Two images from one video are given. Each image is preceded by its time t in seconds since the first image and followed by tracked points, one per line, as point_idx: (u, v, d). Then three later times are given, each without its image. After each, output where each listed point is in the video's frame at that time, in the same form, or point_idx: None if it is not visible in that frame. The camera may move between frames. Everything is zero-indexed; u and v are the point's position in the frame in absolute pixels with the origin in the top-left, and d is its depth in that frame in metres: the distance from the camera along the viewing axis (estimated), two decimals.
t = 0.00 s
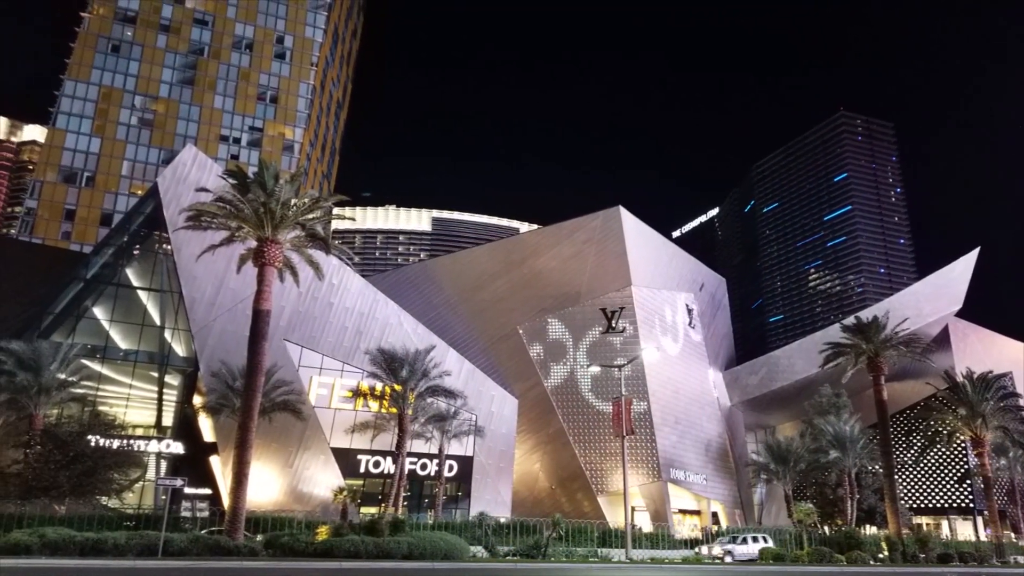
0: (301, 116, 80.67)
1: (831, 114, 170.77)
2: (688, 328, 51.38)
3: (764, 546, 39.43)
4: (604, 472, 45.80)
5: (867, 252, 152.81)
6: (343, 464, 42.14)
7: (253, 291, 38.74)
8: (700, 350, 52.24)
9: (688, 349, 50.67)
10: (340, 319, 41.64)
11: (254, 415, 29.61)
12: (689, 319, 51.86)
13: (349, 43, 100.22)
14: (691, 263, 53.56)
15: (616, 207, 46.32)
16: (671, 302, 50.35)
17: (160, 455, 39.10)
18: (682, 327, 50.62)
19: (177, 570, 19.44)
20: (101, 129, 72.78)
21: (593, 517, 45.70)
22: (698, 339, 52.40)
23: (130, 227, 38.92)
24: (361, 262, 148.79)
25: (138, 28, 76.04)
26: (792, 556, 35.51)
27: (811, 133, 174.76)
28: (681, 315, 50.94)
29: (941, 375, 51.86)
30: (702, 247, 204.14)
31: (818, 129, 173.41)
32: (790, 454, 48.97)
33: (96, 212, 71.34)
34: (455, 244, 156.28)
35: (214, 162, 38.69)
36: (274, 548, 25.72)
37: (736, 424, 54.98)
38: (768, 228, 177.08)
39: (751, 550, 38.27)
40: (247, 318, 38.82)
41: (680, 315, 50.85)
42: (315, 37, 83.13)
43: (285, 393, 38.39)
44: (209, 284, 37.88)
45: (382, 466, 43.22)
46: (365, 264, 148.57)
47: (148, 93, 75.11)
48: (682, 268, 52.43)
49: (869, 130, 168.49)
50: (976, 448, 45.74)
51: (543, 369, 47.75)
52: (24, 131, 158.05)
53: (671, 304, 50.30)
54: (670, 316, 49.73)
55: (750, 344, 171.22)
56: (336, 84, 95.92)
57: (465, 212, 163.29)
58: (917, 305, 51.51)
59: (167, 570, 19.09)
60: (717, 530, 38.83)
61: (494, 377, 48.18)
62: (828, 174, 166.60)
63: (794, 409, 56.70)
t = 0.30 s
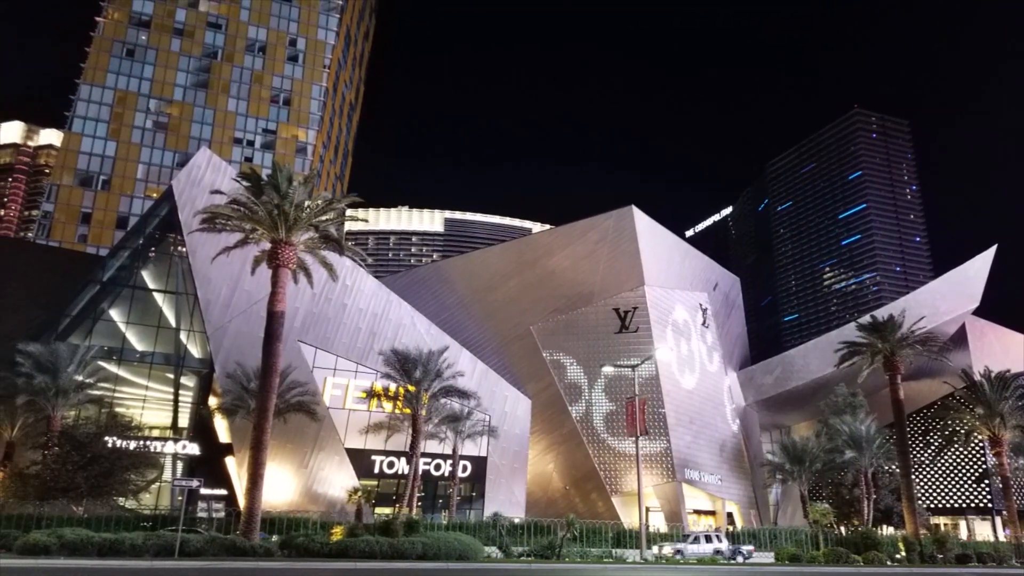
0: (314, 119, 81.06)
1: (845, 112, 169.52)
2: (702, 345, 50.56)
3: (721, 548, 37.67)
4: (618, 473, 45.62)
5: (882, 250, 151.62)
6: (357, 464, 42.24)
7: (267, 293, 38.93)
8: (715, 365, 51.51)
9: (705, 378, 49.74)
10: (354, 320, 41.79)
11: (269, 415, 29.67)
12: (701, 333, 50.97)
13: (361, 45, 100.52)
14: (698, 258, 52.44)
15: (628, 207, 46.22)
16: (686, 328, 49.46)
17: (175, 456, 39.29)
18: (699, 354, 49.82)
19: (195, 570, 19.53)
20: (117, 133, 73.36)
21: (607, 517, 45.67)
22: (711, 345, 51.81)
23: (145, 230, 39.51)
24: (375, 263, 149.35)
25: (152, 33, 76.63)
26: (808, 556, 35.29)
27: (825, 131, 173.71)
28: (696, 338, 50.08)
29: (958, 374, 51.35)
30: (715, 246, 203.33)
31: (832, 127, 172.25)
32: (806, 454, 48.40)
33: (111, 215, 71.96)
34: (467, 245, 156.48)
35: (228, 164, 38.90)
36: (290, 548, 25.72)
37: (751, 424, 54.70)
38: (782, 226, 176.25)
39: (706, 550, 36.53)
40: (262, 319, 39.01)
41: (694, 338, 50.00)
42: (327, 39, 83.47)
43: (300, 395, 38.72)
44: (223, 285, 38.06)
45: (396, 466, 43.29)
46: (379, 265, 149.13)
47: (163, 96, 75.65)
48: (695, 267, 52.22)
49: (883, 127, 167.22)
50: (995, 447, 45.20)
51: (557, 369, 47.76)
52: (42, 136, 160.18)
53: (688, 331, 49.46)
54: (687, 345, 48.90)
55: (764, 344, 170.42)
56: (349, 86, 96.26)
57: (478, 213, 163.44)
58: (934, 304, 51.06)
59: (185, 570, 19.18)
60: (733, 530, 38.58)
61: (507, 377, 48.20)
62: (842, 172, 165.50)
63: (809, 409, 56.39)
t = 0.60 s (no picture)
0: (327, 121, 81.42)
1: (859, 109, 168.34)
2: (717, 376, 49.39)
3: (691, 549, 37.06)
4: (632, 473, 45.67)
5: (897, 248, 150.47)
6: (372, 465, 42.48)
7: (281, 295, 39.19)
8: (732, 397, 50.21)
9: (722, 411, 48.44)
10: (367, 321, 41.92)
11: (284, 416, 29.81)
12: (717, 363, 49.85)
13: (373, 47, 100.83)
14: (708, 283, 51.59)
15: (640, 207, 46.12)
16: (699, 350, 48.50)
17: (190, 458, 39.83)
18: (716, 386, 48.61)
19: (215, 570, 19.67)
20: (132, 136, 73.86)
21: (621, 519, 45.85)
22: (728, 374, 50.68)
23: (159, 232, 39.58)
24: (388, 264, 149.91)
25: (166, 37, 77.16)
26: (824, 556, 35.08)
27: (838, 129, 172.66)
28: (711, 369, 48.85)
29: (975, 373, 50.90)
30: (728, 245, 202.59)
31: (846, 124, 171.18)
32: (821, 454, 48.11)
33: (127, 217, 72.52)
34: (480, 246, 156.66)
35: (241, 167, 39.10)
36: (305, 548, 25.88)
37: (765, 424, 54.46)
38: (795, 225, 175.36)
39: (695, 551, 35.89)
40: (276, 321, 39.26)
41: (709, 346, 49.49)
42: (339, 41, 83.80)
43: (314, 395, 38.84)
44: (238, 287, 38.15)
45: (410, 466, 43.42)
46: (392, 266, 149.67)
47: (177, 100, 76.13)
48: (709, 267, 51.99)
49: (897, 124, 166.05)
50: (1012, 447, 44.93)
51: (570, 370, 47.76)
52: (58, 140, 161.80)
53: (701, 363, 48.18)
54: (701, 378, 47.60)
55: (778, 343, 169.61)
56: (361, 88, 96.60)
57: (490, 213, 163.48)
58: (950, 302, 50.67)
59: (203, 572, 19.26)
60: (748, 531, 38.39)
61: (520, 378, 48.18)
62: (856, 169, 164.41)
63: (825, 409, 56.03)
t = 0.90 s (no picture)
0: (339, 123, 81.72)
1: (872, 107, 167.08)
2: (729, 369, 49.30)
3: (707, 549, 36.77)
4: (645, 474, 45.50)
5: (913, 246, 149.31)
6: (386, 466, 42.57)
7: (294, 296, 39.34)
8: (748, 420, 49.06)
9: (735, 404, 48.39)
10: (380, 323, 42.11)
11: (298, 417, 29.91)
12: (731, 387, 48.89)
13: (385, 49, 101.13)
14: (723, 316, 50.52)
15: (652, 206, 46.13)
16: (712, 345, 48.37)
17: (205, 459, 39.85)
18: (726, 379, 48.54)
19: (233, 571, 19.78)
20: (146, 140, 74.46)
21: (635, 519, 45.63)
22: (743, 398, 49.65)
23: (174, 235, 40.14)
24: (400, 265, 150.48)
25: (179, 40, 77.69)
26: (840, 557, 34.79)
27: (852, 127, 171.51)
28: (723, 364, 48.74)
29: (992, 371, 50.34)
30: (740, 244, 201.78)
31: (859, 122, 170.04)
32: (836, 454, 47.96)
33: (142, 220, 73.10)
34: (491, 246, 156.86)
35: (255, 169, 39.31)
36: (318, 549, 25.94)
37: (779, 424, 54.29)
38: (807, 224, 174.48)
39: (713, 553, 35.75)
40: (289, 322, 39.44)
41: (720, 339, 49.38)
42: (351, 43, 84.07)
43: (327, 396, 39.00)
44: (251, 289, 38.41)
45: (423, 467, 43.39)
46: (404, 267, 150.20)
47: (191, 103, 76.62)
48: (722, 267, 51.81)
49: (911, 122, 164.92)
50: None
51: (582, 370, 47.71)
52: (74, 143, 163.08)
53: (715, 372, 47.62)
54: (717, 404, 46.65)
55: (791, 342, 168.77)
56: (373, 90, 96.92)
57: (502, 214, 163.50)
58: (966, 301, 50.26)
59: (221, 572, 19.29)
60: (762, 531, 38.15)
61: (533, 378, 48.15)
62: (869, 168, 163.31)
63: (840, 410, 55.73)
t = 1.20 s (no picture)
0: (351, 124, 82.15)
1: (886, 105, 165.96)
2: (744, 368, 49.22)
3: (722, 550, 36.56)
4: (658, 475, 45.12)
5: (928, 245, 148.53)
6: (398, 467, 42.49)
7: (305, 299, 39.43)
8: (762, 420, 48.85)
9: (749, 403, 48.31)
10: (392, 324, 42.18)
11: (312, 417, 30.00)
12: (746, 386, 48.73)
13: (396, 50, 101.59)
14: (740, 348, 49.59)
15: (663, 206, 46.09)
16: (726, 344, 48.18)
17: (220, 459, 39.50)
18: (741, 377, 48.46)
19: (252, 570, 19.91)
20: (160, 143, 75.00)
21: (649, 519, 45.48)
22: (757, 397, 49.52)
23: (189, 236, 40.08)
24: (411, 266, 150.98)
25: (192, 44, 78.20)
26: (857, 558, 34.48)
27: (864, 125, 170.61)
28: (737, 363, 48.66)
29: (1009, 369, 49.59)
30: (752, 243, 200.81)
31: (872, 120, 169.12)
32: (852, 453, 47.74)
33: (156, 223, 73.63)
34: (503, 247, 157.01)
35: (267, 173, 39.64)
36: (332, 550, 25.93)
37: (793, 423, 54.53)
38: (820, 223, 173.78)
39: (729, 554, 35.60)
40: (303, 324, 39.59)
41: (734, 338, 49.23)
42: (362, 46, 84.35)
43: (340, 397, 39.19)
44: (265, 291, 38.64)
45: (436, 468, 43.39)
46: (416, 268, 150.71)
47: (204, 106, 77.07)
48: (735, 266, 51.63)
49: (925, 119, 163.87)
50: None
51: (596, 371, 47.30)
52: (89, 146, 164.07)
53: (729, 371, 47.47)
54: (731, 404, 46.49)
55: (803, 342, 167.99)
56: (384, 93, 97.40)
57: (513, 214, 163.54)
58: (982, 299, 49.90)
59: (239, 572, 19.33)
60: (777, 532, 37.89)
61: (545, 379, 48.21)
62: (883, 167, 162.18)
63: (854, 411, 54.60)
